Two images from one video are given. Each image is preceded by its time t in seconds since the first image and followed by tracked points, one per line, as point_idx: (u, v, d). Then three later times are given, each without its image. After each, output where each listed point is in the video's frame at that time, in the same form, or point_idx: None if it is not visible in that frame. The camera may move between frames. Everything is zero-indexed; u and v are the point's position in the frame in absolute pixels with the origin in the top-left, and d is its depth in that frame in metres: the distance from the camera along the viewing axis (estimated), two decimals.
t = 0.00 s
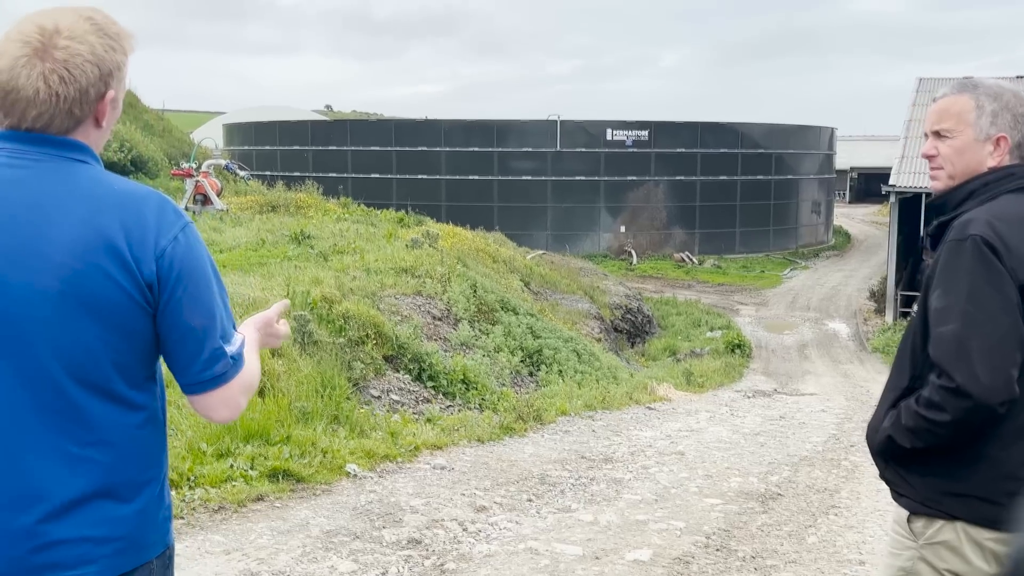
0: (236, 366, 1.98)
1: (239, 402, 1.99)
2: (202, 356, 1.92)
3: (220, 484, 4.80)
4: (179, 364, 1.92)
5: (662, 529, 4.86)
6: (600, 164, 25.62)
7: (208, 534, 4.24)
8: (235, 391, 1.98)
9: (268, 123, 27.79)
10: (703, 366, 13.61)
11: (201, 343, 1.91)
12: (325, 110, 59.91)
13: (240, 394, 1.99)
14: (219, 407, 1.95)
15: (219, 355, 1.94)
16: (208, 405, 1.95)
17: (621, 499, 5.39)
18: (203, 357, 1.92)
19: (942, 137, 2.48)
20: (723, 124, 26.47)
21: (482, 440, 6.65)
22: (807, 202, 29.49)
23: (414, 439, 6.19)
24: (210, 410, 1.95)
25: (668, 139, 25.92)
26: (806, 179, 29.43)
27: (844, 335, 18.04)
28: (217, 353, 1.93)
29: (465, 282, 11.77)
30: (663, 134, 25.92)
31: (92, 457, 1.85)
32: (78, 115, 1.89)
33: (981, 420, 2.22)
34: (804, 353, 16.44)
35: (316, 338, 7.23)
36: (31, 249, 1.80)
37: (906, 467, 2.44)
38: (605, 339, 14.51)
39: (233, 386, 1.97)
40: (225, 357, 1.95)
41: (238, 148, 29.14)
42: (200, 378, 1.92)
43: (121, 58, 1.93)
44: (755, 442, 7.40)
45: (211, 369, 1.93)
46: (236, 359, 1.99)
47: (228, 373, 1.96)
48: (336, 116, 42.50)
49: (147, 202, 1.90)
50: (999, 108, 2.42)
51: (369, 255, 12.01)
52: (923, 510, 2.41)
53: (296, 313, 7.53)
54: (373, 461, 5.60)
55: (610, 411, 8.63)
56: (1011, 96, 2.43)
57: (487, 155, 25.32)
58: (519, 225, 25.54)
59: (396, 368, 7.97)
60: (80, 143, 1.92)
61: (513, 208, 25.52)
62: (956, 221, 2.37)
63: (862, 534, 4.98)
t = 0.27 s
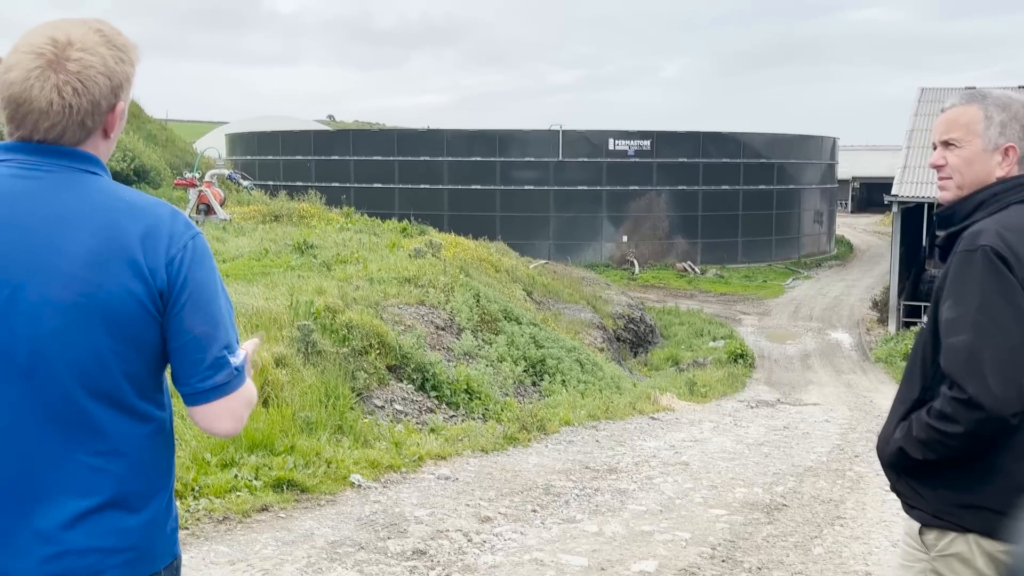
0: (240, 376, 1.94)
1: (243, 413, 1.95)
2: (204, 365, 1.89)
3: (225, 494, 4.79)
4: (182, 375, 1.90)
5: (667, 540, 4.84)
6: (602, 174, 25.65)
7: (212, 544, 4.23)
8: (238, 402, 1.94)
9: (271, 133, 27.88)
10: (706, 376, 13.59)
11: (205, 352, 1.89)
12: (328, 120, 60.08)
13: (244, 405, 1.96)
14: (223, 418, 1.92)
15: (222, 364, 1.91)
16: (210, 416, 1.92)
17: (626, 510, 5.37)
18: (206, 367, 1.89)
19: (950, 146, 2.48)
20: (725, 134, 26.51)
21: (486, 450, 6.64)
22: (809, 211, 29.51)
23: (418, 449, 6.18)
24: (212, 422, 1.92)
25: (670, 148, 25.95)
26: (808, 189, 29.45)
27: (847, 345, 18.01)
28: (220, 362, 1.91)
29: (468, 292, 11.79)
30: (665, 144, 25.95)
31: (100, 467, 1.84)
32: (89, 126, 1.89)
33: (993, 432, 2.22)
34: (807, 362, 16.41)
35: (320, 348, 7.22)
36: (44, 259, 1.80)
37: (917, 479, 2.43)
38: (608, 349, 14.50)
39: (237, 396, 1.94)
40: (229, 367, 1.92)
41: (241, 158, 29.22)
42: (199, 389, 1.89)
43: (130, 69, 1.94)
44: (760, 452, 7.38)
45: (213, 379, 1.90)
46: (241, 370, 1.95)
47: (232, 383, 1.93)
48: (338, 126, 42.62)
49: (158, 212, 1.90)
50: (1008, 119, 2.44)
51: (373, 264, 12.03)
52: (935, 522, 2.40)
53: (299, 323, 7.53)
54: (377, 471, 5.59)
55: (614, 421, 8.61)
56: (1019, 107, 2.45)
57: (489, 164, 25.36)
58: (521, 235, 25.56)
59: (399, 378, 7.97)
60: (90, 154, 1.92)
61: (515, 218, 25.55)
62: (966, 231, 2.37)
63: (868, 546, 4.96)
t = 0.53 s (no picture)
0: (245, 386, 1.96)
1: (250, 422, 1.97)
2: (214, 374, 1.91)
3: (228, 504, 4.77)
4: (189, 385, 1.91)
5: (671, 549, 4.82)
6: (604, 183, 25.66)
7: (213, 554, 4.21)
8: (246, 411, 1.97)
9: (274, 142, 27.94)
10: (709, 385, 13.55)
11: (214, 360, 1.90)
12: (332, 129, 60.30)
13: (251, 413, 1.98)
14: (229, 427, 1.94)
15: (231, 373, 1.94)
16: (220, 424, 1.94)
17: (629, 519, 5.35)
18: (216, 376, 1.91)
19: (953, 154, 2.48)
20: (727, 143, 26.53)
21: (488, 459, 6.62)
22: (812, 220, 29.49)
23: (420, 458, 6.16)
24: (222, 430, 1.94)
25: (672, 157, 25.97)
26: (810, 198, 29.44)
27: (851, 353, 17.96)
28: (229, 371, 1.93)
29: (471, 300, 11.78)
30: (668, 153, 25.96)
31: (104, 477, 1.84)
32: (93, 133, 1.89)
33: (999, 441, 2.21)
34: (810, 371, 16.37)
35: (322, 357, 7.21)
36: (48, 268, 1.79)
37: (923, 489, 2.42)
38: (611, 358, 14.47)
39: (245, 405, 1.97)
40: (237, 376, 1.95)
41: (244, 167, 29.27)
42: (209, 399, 1.91)
43: (134, 77, 1.94)
44: (763, 462, 7.36)
45: (222, 389, 1.92)
46: (246, 379, 1.98)
47: (239, 393, 1.95)
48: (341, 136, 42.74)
49: (163, 221, 1.91)
50: (1011, 126, 2.43)
51: (375, 273, 12.02)
52: (941, 532, 2.39)
53: (301, 332, 7.51)
54: (380, 480, 5.57)
55: (617, 430, 8.59)
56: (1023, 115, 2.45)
57: (492, 173, 25.39)
58: (523, 243, 25.56)
59: (401, 387, 7.94)
60: (96, 162, 1.92)
61: (518, 227, 25.56)
62: (970, 240, 2.36)
63: (872, 555, 4.93)
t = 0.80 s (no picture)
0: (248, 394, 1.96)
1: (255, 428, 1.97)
2: (220, 381, 1.91)
3: (229, 510, 4.76)
4: (193, 392, 1.91)
5: (674, 557, 4.80)
6: (607, 190, 25.67)
7: (215, 561, 4.20)
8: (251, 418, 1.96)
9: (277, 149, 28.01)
10: (712, 393, 13.53)
11: (218, 367, 1.90)
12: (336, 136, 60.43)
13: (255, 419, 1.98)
14: (234, 434, 1.94)
15: (237, 380, 1.94)
16: (225, 431, 1.94)
17: (632, 527, 5.33)
18: (222, 384, 1.91)
19: (952, 161, 2.48)
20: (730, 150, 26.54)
21: (491, 466, 6.61)
22: (815, 228, 29.47)
23: (422, 466, 6.15)
24: (227, 437, 1.94)
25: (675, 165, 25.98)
26: (814, 205, 29.43)
27: (854, 361, 17.92)
28: (234, 378, 1.93)
29: (474, 307, 11.78)
30: (671, 161, 25.97)
31: (102, 484, 1.83)
32: (94, 139, 1.89)
33: (1001, 447, 2.20)
34: (814, 379, 16.33)
35: (325, 364, 7.21)
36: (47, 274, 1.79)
37: (925, 496, 2.40)
38: (613, 365, 14.44)
39: (249, 412, 1.96)
40: (242, 384, 1.95)
41: (248, 174, 29.35)
42: (213, 407, 1.91)
43: (137, 84, 1.94)
44: (767, 470, 7.34)
45: (227, 396, 1.92)
46: (249, 387, 1.97)
47: (243, 400, 1.95)
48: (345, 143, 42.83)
49: (164, 228, 1.90)
50: (1009, 133, 2.42)
51: (378, 280, 12.03)
52: (943, 539, 2.37)
53: (304, 339, 7.50)
54: (382, 487, 5.56)
55: (619, 437, 8.57)
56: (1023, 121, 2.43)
57: (495, 180, 25.42)
58: (526, 251, 25.56)
59: (404, 395, 7.93)
60: (97, 168, 1.92)
61: (521, 234, 25.56)
62: (970, 245, 2.35)
63: (876, 564, 4.90)
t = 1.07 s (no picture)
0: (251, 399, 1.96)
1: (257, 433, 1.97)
2: (223, 387, 1.91)
3: (233, 516, 4.77)
4: (195, 397, 1.91)
5: (678, 563, 4.79)
6: (611, 196, 25.68)
7: (219, 566, 4.21)
8: (252, 423, 1.97)
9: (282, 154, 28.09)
10: (717, 399, 13.50)
11: (219, 372, 1.90)
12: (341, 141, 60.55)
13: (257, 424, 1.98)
14: (236, 439, 1.94)
15: (239, 385, 1.94)
16: (227, 437, 1.94)
17: (636, 533, 5.32)
18: (224, 389, 1.91)
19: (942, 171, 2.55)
20: (734, 155, 26.53)
21: (494, 472, 6.60)
22: (819, 234, 29.43)
23: (426, 471, 6.15)
24: (229, 442, 1.94)
25: (680, 170, 25.98)
26: (818, 211, 29.41)
27: (859, 367, 17.88)
28: (237, 383, 1.93)
29: (478, 313, 11.79)
30: (675, 166, 25.97)
31: (104, 489, 1.84)
32: (97, 143, 1.90)
33: (1001, 453, 2.19)
34: (818, 385, 16.29)
35: (329, 369, 7.22)
36: (47, 280, 1.80)
37: (927, 502, 2.39)
38: (618, 370, 14.43)
39: (251, 417, 1.96)
40: (244, 389, 1.95)
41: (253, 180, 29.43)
42: (215, 411, 1.91)
43: (140, 89, 1.95)
44: (771, 475, 7.32)
45: (230, 401, 1.92)
46: (252, 391, 1.97)
47: (245, 405, 1.95)
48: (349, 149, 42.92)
49: (166, 233, 1.91)
50: (979, 144, 2.44)
51: (382, 285, 12.06)
52: (947, 545, 2.36)
53: (309, 344, 7.51)
54: (386, 493, 5.56)
55: (624, 443, 8.55)
56: (994, 131, 2.44)
57: (499, 186, 25.45)
58: (530, 256, 25.56)
59: (408, 400, 7.94)
60: (100, 173, 1.93)
61: (525, 239, 25.58)
62: (971, 251, 2.34)
63: (880, 570, 4.89)
